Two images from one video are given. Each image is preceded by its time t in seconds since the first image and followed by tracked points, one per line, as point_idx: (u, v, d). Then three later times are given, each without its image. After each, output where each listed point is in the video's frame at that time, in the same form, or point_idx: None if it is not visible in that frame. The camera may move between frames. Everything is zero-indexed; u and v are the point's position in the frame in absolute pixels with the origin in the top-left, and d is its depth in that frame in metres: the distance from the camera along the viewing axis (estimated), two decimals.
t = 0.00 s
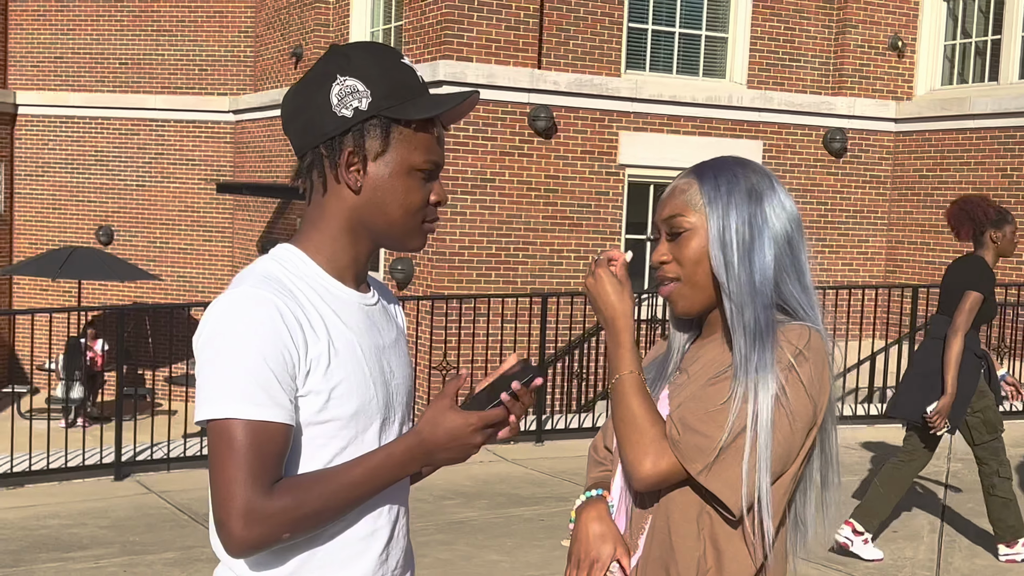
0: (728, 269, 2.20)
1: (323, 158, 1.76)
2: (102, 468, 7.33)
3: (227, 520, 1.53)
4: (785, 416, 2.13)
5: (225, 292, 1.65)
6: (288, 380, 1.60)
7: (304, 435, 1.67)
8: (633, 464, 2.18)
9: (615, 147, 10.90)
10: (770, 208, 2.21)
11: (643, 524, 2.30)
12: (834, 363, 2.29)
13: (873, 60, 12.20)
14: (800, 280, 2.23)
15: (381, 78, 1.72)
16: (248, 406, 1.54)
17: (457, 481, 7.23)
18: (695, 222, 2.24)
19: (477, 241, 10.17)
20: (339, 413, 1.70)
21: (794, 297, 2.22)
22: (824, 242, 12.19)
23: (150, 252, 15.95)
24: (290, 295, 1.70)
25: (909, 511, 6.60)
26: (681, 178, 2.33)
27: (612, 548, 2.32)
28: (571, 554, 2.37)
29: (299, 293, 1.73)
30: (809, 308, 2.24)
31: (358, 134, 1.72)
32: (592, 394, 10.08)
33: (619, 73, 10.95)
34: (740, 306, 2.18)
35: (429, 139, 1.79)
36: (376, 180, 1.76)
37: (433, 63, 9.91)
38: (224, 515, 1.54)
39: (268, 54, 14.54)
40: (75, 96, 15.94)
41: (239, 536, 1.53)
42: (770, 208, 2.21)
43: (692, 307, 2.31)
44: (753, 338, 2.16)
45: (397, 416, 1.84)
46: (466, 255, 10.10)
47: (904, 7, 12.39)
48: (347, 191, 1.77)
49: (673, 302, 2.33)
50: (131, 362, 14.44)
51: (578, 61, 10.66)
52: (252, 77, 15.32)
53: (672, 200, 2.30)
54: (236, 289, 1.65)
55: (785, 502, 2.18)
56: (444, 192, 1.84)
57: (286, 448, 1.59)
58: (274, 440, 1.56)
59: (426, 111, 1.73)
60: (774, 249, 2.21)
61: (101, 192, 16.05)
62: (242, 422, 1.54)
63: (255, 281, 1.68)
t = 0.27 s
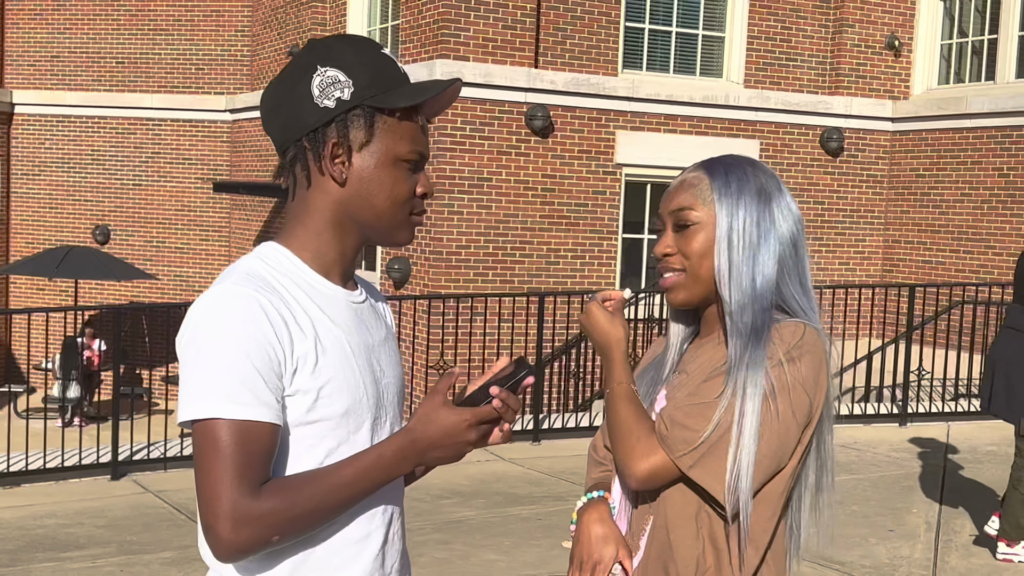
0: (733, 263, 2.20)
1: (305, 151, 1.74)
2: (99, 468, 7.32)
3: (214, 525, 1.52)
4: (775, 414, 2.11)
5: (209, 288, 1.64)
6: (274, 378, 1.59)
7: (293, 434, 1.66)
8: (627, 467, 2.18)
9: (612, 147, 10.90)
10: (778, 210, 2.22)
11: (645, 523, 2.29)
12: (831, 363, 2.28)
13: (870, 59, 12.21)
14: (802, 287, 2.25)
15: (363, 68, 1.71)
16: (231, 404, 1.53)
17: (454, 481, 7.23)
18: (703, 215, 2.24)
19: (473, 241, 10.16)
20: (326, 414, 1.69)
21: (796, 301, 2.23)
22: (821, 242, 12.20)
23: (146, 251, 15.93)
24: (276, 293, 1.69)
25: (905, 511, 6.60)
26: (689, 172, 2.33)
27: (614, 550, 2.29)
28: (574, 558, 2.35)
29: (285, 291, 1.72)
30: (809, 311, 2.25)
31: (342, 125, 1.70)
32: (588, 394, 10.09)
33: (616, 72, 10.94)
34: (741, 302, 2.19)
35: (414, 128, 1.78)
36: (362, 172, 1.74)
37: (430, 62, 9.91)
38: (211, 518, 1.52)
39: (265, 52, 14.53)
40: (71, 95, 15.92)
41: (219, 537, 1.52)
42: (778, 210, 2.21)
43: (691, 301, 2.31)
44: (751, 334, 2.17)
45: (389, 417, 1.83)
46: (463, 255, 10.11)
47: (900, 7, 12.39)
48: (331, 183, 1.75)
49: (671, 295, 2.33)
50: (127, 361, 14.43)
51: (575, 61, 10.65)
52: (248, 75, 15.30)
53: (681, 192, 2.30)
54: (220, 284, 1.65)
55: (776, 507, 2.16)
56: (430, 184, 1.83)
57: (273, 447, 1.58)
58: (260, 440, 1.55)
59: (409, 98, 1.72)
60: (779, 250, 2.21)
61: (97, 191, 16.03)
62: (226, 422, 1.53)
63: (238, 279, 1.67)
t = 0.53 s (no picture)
0: (734, 265, 2.21)
1: (295, 150, 1.74)
2: (98, 469, 7.32)
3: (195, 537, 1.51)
4: (773, 421, 2.09)
5: (203, 291, 1.64)
6: (266, 382, 1.58)
7: (291, 438, 1.66)
8: (633, 479, 2.18)
9: (611, 147, 10.90)
10: (779, 212, 2.22)
11: (644, 526, 2.29)
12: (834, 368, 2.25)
13: (869, 60, 12.22)
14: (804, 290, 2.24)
15: (353, 64, 1.71)
16: (220, 410, 1.51)
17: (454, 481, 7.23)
18: (705, 219, 2.24)
19: (473, 242, 10.16)
20: (323, 417, 1.68)
21: (798, 304, 2.22)
22: (820, 242, 12.19)
23: (146, 251, 15.93)
24: (271, 297, 1.68)
25: (905, 511, 6.61)
26: (691, 175, 2.33)
27: (612, 552, 2.30)
28: (573, 558, 2.36)
29: (281, 294, 1.72)
30: (812, 315, 2.24)
31: (332, 122, 1.71)
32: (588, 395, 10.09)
33: (615, 73, 10.95)
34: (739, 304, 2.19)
35: (404, 123, 1.78)
36: (354, 170, 1.74)
37: (430, 63, 9.91)
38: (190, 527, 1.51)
39: (264, 53, 14.53)
40: (70, 95, 15.92)
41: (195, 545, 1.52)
42: (779, 212, 2.22)
43: (695, 304, 2.30)
44: (748, 337, 2.17)
45: (388, 419, 1.83)
46: (463, 255, 10.11)
47: (900, 8, 12.40)
48: (324, 181, 1.75)
49: (677, 299, 2.33)
50: (127, 361, 14.43)
51: (574, 61, 10.66)
52: (248, 76, 15.30)
53: (682, 196, 2.30)
54: (214, 289, 1.63)
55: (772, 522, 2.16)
56: (423, 180, 1.83)
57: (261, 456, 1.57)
58: (248, 449, 1.54)
59: (400, 93, 1.72)
60: (779, 253, 2.21)
61: (96, 191, 16.03)
62: (213, 430, 1.52)
63: (234, 282, 1.67)
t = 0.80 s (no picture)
0: (737, 266, 2.21)
1: (295, 152, 1.74)
2: (99, 470, 7.33)
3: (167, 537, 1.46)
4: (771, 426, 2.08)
5: (203, 293, 1.62)
6: (264, 385, 1.57)
7: (292, 442, 1.66)
8: (637, 487, 2.17)
9: (612, 149, 10.90)
10: (781, 214, 2.22)
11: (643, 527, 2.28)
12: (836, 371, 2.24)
13: (870, 62, 12.23)
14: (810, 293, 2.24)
15: (352, 64, 1.72)
16: (214, 414, 1.49)
17: (455, 482, 7.23)
18: (708, 222, 2.24)
19: (474, 243, 10.17)
20: (324, 420, 1.68)
21: (802, 307, 2.22)
22: (820, 244, 12.19)
23: (147, 252, 15.93)
24: (271, 299, 1.67)
25: (906, 513, 6.61)
26: (694, 180, 2.33)
27: (610, 551, 2.30)
28: (571, 556, 2.37)
29: (285, 296, 1.72)
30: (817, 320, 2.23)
31: (332, 122, 1.71)
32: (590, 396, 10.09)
33: (616, 74, 10.95)
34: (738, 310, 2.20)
35: (403, 122, 1.80)
36: (355, 170, 1.75)
37: (431, 64, 9.92)
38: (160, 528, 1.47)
39: (265, 54, 14.54)
40: (72, 97, 15.93)
41: (166, 553, 1.47)
42: (783, 214, 2.22)
43: (700, 308, 2.31)
44: (748, 338, 2.17)
45: (389, 422, 1.83)
46: (464, 257, 10.11)
47: (901, 10, 12.42)
48: (325, 182, 1.75)
49: (683, 303, 2.33)
50: (128, 362, 14.43)
51: (575, 63, 10.66)
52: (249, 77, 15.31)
53: (685, 201, 2.30)
54: (212, 293, 1.61)
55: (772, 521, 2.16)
56: (422, 179, 1.84)
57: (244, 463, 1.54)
58: (231, 456, 1.51)
59: (400, 92, 1.74)
60: (780, 254, 2.21)
61: (97, 192, 16.03)
62: (200, 431, 1.49)
63: (235, 285, 1.65)
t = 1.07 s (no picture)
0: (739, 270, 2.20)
1: (302, 155, 1.74)
2: (102, 471, 7.33)
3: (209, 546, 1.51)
4: (762, 424, 2.06)
5: (212, 296, 1.63)
6: (270, 391, 1.58)
7: (297, 445, 1.66)
8: (609, 461, 2.16)
9: (614, 151, 10.91)
10: (775, 216, 2.20)
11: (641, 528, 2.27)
12: (835, 374, 2.23)
13: (872, 64, 12.23)
14: (812, 294, 2.23)
15: (358, 69, 1.72)
16: (222, 418, 1.51)
17: (457, 484, 7.23)
18: (707, 231, 2.23)
19: (477, 245, 10.17)
20: (330, 423, 1.69)
21: (805, 308, 2.21)
22: (822, 246, 12.19)
23: (149, 254, 15.95)
24: (278, 302, 1.67)
25: (909, 516, 6.60)
26: (686, 191, 2.32)
27: (609, 552, 2.30)
28: (572, 557, 2.39)
29: (289, 299, 1.71)
30: (821, 322, 2.22)
31: (338, 127, 1.72)
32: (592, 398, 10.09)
33: (618, 77, 10.96)
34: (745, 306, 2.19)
35: (411, 126, 1.80)
36: (361, 174, 1.75)
37: (433, 66, 9.93)
38: (189, 523, 1.52)
39: (268, 56, 14.55)
40: (74, 98, 15.95)
41: (200, 553, 1.51)
42: (779, 215, 2.21)
43: (710, 316, 2.29)
44: (747, 338, 2.16)
45: (395, 424, 1.83)
46: (467, 259, 10.11)
47: (903, 12, 12.42)
48: (331, 186, 1.75)
49: (692, 313, 2.32)
50: (130, 364, 14.45)
51: (578, 65, 10.67)
52: (252, 79, 15.32)
53: (680, 213, 2.28)
54: (221, 296, 1.62)
55: (763, 516, 2.13)
56: (430, 183, 1.85)
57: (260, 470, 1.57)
58: (243, 462, 1.54)
59: (406, 96, 1.73)
60: (780, 256, 2.20)
61: (100, 194, 16.05)
62: (214, 438, 1.52)
63: (243, 288, 1.66)
